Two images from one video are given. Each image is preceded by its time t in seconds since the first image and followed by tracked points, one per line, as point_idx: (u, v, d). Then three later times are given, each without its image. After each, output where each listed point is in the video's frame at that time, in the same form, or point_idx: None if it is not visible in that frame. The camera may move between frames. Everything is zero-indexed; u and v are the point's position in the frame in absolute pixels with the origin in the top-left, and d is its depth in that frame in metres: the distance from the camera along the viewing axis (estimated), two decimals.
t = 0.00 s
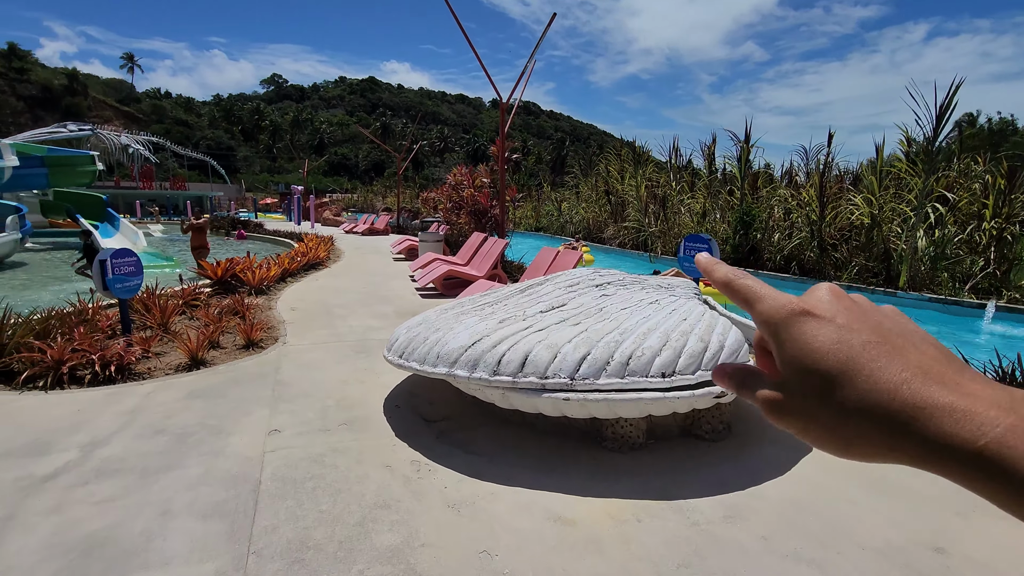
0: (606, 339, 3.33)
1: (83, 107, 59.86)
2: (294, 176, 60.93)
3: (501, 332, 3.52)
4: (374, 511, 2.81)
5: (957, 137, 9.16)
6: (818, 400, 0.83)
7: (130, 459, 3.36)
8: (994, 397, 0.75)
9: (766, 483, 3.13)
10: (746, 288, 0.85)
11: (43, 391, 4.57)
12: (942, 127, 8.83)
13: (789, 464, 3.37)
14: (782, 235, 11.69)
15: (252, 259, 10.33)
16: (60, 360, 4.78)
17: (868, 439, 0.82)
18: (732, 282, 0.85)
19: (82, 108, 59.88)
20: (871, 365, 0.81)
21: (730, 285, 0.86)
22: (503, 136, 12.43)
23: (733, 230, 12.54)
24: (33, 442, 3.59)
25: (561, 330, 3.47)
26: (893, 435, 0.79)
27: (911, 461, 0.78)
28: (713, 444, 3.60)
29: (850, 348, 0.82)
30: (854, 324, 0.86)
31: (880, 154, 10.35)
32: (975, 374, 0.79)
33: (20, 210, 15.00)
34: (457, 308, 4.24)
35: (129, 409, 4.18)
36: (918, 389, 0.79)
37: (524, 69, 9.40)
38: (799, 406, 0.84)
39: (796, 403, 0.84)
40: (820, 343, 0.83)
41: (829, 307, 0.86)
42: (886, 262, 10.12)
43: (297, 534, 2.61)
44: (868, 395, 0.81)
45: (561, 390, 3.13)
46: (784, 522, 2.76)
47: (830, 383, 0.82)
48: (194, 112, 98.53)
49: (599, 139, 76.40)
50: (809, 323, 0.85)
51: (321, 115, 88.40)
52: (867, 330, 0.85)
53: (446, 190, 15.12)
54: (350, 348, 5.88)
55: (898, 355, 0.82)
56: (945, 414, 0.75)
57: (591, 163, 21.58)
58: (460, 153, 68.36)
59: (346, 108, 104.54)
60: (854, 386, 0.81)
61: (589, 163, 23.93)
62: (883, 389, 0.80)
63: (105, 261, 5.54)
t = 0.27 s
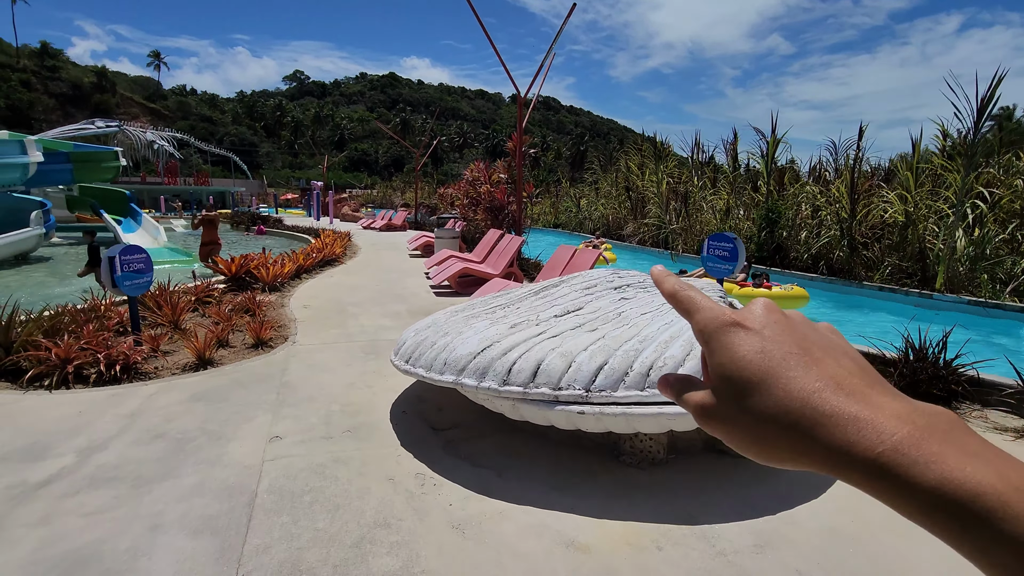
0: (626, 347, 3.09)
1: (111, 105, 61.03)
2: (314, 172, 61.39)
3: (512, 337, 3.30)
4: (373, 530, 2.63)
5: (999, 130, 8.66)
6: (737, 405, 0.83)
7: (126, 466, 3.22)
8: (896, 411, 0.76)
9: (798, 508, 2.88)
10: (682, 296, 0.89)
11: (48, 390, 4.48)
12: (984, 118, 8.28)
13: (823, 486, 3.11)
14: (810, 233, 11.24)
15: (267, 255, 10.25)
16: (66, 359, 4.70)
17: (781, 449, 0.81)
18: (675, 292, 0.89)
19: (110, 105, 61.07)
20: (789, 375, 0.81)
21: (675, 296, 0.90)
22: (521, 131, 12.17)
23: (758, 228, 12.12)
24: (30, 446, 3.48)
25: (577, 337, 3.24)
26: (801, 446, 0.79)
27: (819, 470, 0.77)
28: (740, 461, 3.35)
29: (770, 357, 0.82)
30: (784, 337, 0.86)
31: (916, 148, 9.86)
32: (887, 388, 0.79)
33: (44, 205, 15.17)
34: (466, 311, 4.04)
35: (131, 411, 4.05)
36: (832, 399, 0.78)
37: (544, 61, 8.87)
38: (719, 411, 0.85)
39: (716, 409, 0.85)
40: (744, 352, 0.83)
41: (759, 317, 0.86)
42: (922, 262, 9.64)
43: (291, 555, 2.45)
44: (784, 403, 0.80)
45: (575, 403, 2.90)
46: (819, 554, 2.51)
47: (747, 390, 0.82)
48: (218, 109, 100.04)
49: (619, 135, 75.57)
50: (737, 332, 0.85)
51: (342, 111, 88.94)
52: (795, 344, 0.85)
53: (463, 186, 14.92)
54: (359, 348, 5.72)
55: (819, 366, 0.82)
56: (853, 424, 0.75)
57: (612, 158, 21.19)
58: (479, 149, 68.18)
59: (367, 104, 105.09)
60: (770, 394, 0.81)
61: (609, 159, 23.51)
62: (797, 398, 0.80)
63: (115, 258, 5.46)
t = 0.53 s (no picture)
0: (652, 349, 2.84)
1: (133, 99, 61.87)
2: (330, 166, 61.59)
3: (529, 337, 3.06)
4: (375, 547, 2.43)
5: None
6: (778, 378, 0.84)
7: (119, 470, 3.06)
8: (942, 394, 0.74)
9: (841, 529, 2.61)
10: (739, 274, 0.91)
11: (50, 386, 4.35)
12: None
13: (866, 503, 2.84)
14: (837, 228, 10.82)
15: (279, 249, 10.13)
16: (69, 354, 4.58)
17: (816, 428, 0.82)
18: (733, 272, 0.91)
19: (132, 99, 61.93)
20: (833, 352, 0.82)
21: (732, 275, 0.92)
22: (536, 123, 11.88)
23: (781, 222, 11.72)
24: (23, 446, 3.33)
25: (599, 337, 2.99)
26: (839, 420, 0.79)
27: (852, 447, 0.77)
28: (773, 475, 3.08)
29: (818, 333, 0.83)
30: (834, 320, 0.87)
31: (951, 139, 9.40)
32: (938, 376, 0.78)
33: (62, 197, 15.23)
34: (480, 308, 3.81)
35: (131, 410, 3.90)
36: (874, 377, 0.79)
37: (561, 49, 8.55)
38: (761, 384, 0.85)
39: (758, 379, 0.85)
40: (791, 326, 0.85)
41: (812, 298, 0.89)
42: (956, 259, 9.19)
43: None
44: (824, 377, 0.81)
45: (596, 410, 2.65)
46: None
47: (790, 362, 0.83)
48: (236, 104, 100.87)
49: (636, 128, 74.67)
50: (788, 310, 0.87)
51: (358, 105, 89.12)
52: (845, 326, 0.86)
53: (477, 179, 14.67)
54: (369, 346, 5.53)
55: (867, 350, 0.83)
56: (892, 402, 0.75)
57: (629, 152, 20.79)
58: (493, 143, 67.86)
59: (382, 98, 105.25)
60: (812, 366, 0.82)
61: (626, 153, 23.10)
62: (838, 375, 0.80)
63: (119, 249, 5.31)
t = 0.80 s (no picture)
0: (685, 361, 2.58)
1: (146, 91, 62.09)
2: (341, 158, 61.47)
3: (550, 346, 2.81)
4: None
5: None
6: (886, 378, 0.79)
7: (108, 485, 2.85)
8: None
9: (899, 565, 2.35)
10: (858, 274, 0.83)
11: (47, 388, 4.18)
12: None
13: (923, 531, 2.57)
14: (863, 224, 10.42)
15: (288, 243, 9.94)
16: (67, 354, 4.40)
17: (923, 428, 0.78)
18: (849, 270, 0.84)
19: (145, 92, 62.15)
20: (955, 356, 0.76)
21: (848, 274, 0.84)
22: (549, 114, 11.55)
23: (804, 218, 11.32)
24: (11, 456, 3.14)
25: (626, 347, 2.74)
26: (952, 424, 0.74)
27: (963, 452, 0.73)
28: (817, 498, 2.81)
29: (939, 335, 0.76)
30: (958, 322, 0.79)
31: (986, 132, 8.95)
32: None
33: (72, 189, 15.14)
34: (493, 313, 3.56)
35: (127, 415, 3.70)
36: (998, 383, 0.73)
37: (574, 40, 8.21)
38: (869, 383, 0.80)
39: (866, 380, 0.80)
40: (909, 327, 0.78)
41: (939, 298, 0.81)
42: (991, 257, 8.78)
43: None
44: (939, 381, 0.75)
45: (624, 430, 2.40)
46: None
47: (903, 362, 0.78)
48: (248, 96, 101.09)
49: (649, 121, 73.74)
50: (909, 310, 0.80)
51: (369, 97, 88.90)
52: (971, 328, 0.79)
53: (489, 172, 14.37)
54: (377, 347, 5.30)
55: (989, 353, 0.76)
56: (1007, 409, 0.71)
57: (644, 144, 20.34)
58: (505, 135, 67.31)
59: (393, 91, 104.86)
60: (927, 368, 0.76)
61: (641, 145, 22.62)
62: (955, 379, 0.75)
63: (120, 246, 5.12)
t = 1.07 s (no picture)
0: (715, 371, 2.34)
1: (154, 83, 62.17)
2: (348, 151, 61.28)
3: (565, 351, 2.58)
4: None
5: None
6: None
7: (91, 497, 2.66)
8: None
9: None
10: None
11: (38, 388, 4.00)
12: None
13: (977, 557, 2.34)
14: (883, 219, 10.09)
15: (292, 236, 9.75)
16: (60, 352, 4.22)
17: None
18: None
19: (154, 83, 62.24)
20: None
21: None
22: (559, 104, 11.26)
23: (821, 212, 10.99)
24: None
25: (648, 353, 2.51)
26: None
27: None
28: (856, 519, 2.58)
29: None
30: None
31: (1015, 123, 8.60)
32: None
33: (77, 181, 15.01)
34: (502, 315, 3.33)
35: (118, 418, 3.52)
36: None
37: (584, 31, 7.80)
38: None
39: None
40: None
41: None
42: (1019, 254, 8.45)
43: None
44: None
45: (648, 448, 2.17)
46: None
47: None
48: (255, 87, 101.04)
49: (658, 114, 72.96)
50: None
51: (376, 89, 88.50)
52: None
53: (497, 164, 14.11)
54: (382, 346, 5.10)
55: None
56: None
57: (654, 136, 19.98)
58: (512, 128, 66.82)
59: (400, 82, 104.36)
60: None
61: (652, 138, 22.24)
62: None
63: (116, 239, 4.95)
